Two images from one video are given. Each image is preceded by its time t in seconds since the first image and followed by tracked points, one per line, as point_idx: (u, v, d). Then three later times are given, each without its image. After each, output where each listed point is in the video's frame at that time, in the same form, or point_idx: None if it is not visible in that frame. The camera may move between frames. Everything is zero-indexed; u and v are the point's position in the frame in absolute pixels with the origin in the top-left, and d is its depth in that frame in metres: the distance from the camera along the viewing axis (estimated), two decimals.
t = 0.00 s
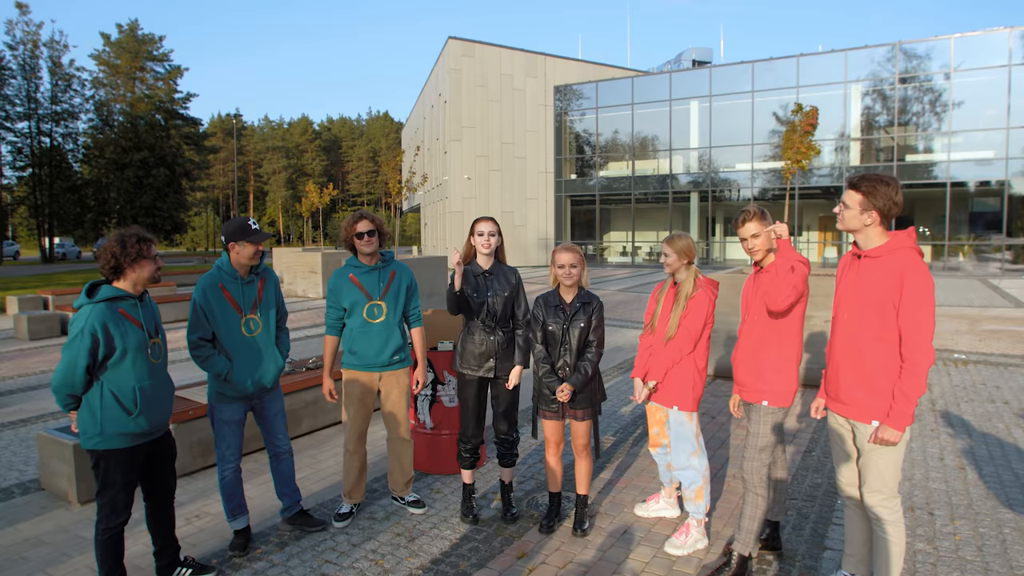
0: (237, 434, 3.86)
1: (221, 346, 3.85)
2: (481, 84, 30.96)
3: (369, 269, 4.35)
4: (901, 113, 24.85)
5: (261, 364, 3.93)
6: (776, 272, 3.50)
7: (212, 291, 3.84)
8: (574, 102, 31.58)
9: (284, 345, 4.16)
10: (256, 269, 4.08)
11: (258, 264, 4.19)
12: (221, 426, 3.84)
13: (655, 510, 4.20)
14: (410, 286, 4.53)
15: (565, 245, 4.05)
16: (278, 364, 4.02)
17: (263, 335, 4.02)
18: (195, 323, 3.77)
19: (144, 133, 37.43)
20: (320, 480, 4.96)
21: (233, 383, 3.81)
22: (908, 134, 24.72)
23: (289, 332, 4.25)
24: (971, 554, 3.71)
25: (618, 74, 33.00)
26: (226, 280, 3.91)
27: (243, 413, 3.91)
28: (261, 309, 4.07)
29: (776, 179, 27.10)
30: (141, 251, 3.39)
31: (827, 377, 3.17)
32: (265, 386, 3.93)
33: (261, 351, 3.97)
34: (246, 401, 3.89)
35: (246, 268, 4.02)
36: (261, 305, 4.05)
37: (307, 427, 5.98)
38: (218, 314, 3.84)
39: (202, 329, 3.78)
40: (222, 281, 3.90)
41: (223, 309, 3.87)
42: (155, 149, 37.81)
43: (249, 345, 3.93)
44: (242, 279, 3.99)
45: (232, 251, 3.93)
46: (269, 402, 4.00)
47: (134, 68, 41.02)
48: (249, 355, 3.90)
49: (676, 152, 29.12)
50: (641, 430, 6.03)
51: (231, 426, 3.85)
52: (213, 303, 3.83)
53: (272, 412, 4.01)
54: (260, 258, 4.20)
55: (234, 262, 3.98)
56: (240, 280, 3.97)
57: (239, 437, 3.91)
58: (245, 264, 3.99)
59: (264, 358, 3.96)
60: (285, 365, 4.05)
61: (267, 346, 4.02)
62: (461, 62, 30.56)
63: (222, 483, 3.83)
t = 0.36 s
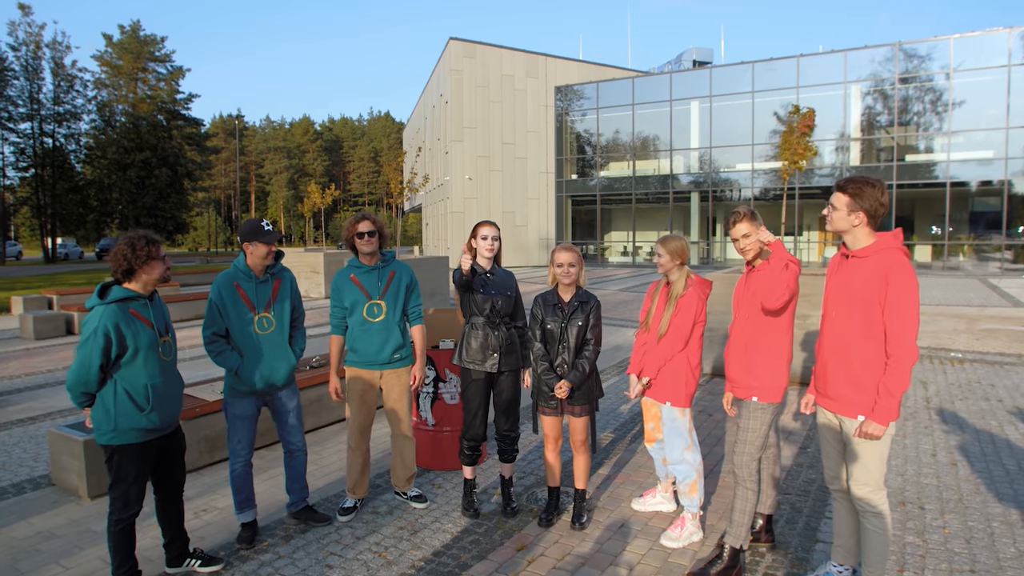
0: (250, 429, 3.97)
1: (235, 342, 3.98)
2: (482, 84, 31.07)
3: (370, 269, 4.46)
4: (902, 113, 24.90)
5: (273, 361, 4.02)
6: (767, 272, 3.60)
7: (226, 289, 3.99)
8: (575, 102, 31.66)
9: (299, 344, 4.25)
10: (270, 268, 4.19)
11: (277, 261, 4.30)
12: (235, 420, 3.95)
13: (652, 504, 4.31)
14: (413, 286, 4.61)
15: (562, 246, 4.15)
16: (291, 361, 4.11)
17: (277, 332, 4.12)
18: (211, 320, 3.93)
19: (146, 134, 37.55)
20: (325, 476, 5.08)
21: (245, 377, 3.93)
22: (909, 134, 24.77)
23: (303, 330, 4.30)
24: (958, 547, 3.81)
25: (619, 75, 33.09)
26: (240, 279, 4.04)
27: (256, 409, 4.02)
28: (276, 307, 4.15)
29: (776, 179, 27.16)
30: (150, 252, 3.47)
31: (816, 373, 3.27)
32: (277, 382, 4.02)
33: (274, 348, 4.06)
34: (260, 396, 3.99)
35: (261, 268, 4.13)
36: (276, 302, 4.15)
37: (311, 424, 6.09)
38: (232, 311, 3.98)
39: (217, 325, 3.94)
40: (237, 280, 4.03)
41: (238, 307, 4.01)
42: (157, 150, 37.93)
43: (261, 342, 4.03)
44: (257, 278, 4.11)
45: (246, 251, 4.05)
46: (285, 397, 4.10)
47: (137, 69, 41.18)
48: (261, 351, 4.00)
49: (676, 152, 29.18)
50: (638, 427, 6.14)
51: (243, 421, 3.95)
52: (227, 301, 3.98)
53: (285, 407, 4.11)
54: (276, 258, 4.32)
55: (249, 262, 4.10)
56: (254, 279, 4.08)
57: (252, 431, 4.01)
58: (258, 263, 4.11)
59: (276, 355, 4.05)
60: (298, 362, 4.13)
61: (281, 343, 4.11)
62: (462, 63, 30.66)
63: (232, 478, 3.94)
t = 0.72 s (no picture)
0: (265, 424, 4.05)
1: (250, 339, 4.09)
2: (480, 85, 31.16)
3: (374, 268, 4.53)
4: (899, 115, 25.03)
5: (286, 358, 4.09)
6: (758, 274, 3.69)
7: (241, 287, 4.08)
8: (574, 103, 31.78)
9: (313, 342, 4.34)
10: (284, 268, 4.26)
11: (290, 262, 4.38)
12: (248, 417, 4.04)
13: (646, 501, 4.40)
14: (415, 286, 4.70)
15: (561, 247, 4.24)
16: (305, 358, 4.19)
17: (292, 329, 4.19)
18: (226, 317, 4.04)
19: (144, 134, 37.55)
20: (326, 473, 5.16)
21: (258, 374, 4.01)
22: (905, 136, 24.93)
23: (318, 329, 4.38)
24: (945, 542, 3.90)
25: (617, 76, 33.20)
26: (255, 278, 4.13)
27: (271, 406, 4.10)
28: (290, 304, 4.23)
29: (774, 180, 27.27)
30: (163, 252, 3.53)
31: (809, 372, 3.37)
32: (292, 378, 4.11)
33: (289, 344, 4.14)
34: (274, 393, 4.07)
35: (274, 267, 4.21)
36: (290, 300, 4.23)
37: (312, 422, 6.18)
38: (247, 309, 4.08)
39: (232, 322, 4.05)
40: (251, 279, 4.12)
41: (252, 305, 4.10)
42: (156, 150, 37.96)
43: (276, 337, 4.11)
44: (271, 277, 4.19)
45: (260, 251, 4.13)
46: (298, 395, 4.19)
47: (135, 69, 41.23)
48: (275, 348, 4.08)
49: (674, 153, 29.30)
50: (634, 426, 6.23)
51: (258, 418, 4.03)
52: (242, 300, 4.09)
53: (299, 404, 4.19)
54: (289, 258, 4.40)
55: (263, 261, 4.18)
56: (268, 278, 4.17)
57: (267, 427, 4.09)
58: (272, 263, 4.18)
59: (291, 351, 4.12)
60: (311, 360, 4.21)
61: (296, 340, 4.19)
62: (461, 64, 30.75)
63: (240, 473, 4.02)
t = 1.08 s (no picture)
0: (276, 422, 4.11)
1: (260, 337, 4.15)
2: (480, 85, 31.18)
3: (377, 267, 4.59)
4: (898, 115, 25.10)
5: (296, 356, 4.17)
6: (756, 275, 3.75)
7: (251, 285, 4.14)
8: (573, 103, 31.86)
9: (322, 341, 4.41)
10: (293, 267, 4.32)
11: (296, 263, 4.41)
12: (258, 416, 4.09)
13: (644, 498, 4.46)
14: (416, 286, 4.77)
15: (559, 248, 4.30)
16: (313, 356, 4.25)
17: (302, 328, 4.25)
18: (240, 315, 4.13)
19: (144, 133, 37.51)
20: (328, 471, 5.22)
21: (269, 371, 4.08)
22: (904, 136, 25.01)
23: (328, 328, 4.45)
24: (937, 538, 3.97)
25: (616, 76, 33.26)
26: (267, 277, 4.20)
27: (284, 403, 4.14)
28: (301, 302, 4.27)
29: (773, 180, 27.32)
30: (166, 249, 3.58)
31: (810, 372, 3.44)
32: (303, 375, 4.18)
33: (302, 341, 4.22)
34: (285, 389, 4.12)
35: (283, 266, 4.26)
36: (300, 298, 4.27)
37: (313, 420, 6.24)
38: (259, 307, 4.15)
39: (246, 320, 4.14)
40: (264, 278, 4.20)
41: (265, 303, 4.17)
42: (156, 149, 37.96)
43: (289, 334, 4.18)
44: (282, 276, 4.25)
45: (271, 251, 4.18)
46: (309, 392, 4.26)
47: (135, 68, 41.25)
48: (286, 345, 4.15)
49: (673, 153, 29.38)
50: (633, 424, 6.30)
51: (268, 416, 4.08)
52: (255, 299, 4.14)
53: (309, 402, 4.26)
54: (296, 258, 4.43)
55: (273, 261, 4.23)
56: (279, 277, 4.23)
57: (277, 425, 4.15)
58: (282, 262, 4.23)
59: (302, 350, 4.20)
60: (320, 358, 4.26)
61: (306, 338, 4.25)
62: (461, 64, 30.80)
63: (248, 469, 4.07)
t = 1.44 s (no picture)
0: (277, 421, 4.14)
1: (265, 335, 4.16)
2: (482, 84, 31.18)
3: (381, 267, 4.65)
4: (900, 114, 25.07)
5: (301, 355, 4.24)
6: (761, 275, 3.77)
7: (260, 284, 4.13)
8: (574, 102, 31.92)
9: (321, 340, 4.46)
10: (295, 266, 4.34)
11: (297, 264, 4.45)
12: (261, 415, 4.12)
13: (646, 496, 4.49)
14: (419, 286, 4.83)
15: (562, 247, 4.33)
16: (316, 355, 4.34)
17: (304, 327, 4.32)
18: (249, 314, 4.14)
19: (146, 133, 37.60)
20: (332, 469, 5.26)
21: (276, 369, 4.13)
22: (906, 135, 24.98)
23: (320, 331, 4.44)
24: (937, 535, 3.99)
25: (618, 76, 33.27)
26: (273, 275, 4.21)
27: (285, 402, 4.18)
28: (304, 302, 4.35)
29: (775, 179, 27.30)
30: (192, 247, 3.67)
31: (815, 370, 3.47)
32: (306, 374, 4.26)
33: (303, 337, 4.29)
34: (288, 386, 4.17)
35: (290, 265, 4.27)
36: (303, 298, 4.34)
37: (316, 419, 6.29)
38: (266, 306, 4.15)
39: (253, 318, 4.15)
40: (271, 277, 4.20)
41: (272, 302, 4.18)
42: (158, 149, 38.04)
43: (294, 330, 4.24)
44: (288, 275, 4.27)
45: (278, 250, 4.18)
46: (309, 391, 4.30)
47: (137, 69, 41.33)
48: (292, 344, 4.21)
49: (675, 153, 29.38)
50: (635, 423, 6.33)
51: (270, 415, 4.12)
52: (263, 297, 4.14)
53: (310, 400, 4.32)
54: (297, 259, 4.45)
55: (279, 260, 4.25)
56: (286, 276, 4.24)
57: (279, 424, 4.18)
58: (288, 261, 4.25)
59: (306, 349, 4.28)
60: (322, 357, 4.36)
61: (309, 337, 4.33)
62: (462, 63, 30.80)
63: (252, 468, 4.11)
